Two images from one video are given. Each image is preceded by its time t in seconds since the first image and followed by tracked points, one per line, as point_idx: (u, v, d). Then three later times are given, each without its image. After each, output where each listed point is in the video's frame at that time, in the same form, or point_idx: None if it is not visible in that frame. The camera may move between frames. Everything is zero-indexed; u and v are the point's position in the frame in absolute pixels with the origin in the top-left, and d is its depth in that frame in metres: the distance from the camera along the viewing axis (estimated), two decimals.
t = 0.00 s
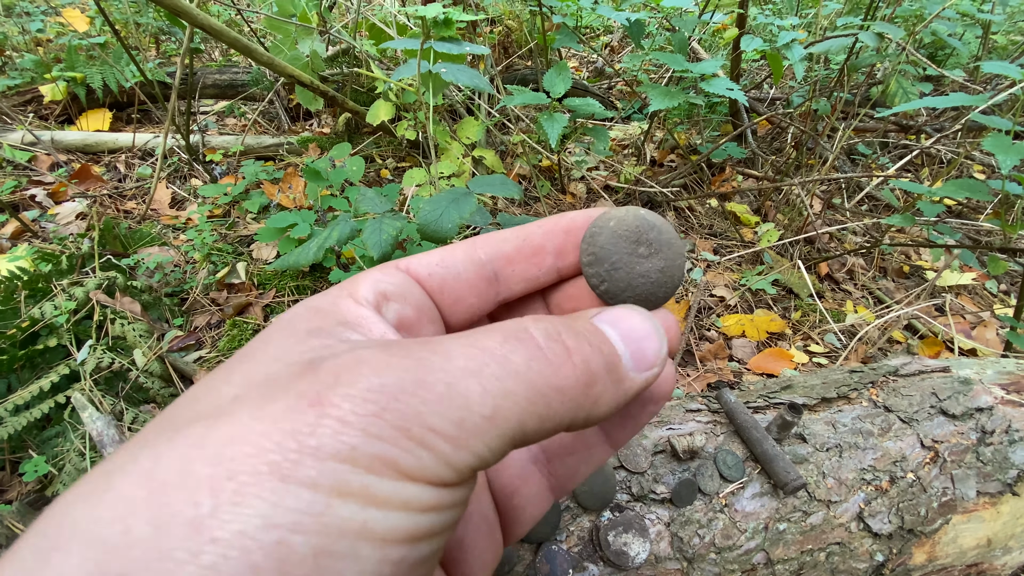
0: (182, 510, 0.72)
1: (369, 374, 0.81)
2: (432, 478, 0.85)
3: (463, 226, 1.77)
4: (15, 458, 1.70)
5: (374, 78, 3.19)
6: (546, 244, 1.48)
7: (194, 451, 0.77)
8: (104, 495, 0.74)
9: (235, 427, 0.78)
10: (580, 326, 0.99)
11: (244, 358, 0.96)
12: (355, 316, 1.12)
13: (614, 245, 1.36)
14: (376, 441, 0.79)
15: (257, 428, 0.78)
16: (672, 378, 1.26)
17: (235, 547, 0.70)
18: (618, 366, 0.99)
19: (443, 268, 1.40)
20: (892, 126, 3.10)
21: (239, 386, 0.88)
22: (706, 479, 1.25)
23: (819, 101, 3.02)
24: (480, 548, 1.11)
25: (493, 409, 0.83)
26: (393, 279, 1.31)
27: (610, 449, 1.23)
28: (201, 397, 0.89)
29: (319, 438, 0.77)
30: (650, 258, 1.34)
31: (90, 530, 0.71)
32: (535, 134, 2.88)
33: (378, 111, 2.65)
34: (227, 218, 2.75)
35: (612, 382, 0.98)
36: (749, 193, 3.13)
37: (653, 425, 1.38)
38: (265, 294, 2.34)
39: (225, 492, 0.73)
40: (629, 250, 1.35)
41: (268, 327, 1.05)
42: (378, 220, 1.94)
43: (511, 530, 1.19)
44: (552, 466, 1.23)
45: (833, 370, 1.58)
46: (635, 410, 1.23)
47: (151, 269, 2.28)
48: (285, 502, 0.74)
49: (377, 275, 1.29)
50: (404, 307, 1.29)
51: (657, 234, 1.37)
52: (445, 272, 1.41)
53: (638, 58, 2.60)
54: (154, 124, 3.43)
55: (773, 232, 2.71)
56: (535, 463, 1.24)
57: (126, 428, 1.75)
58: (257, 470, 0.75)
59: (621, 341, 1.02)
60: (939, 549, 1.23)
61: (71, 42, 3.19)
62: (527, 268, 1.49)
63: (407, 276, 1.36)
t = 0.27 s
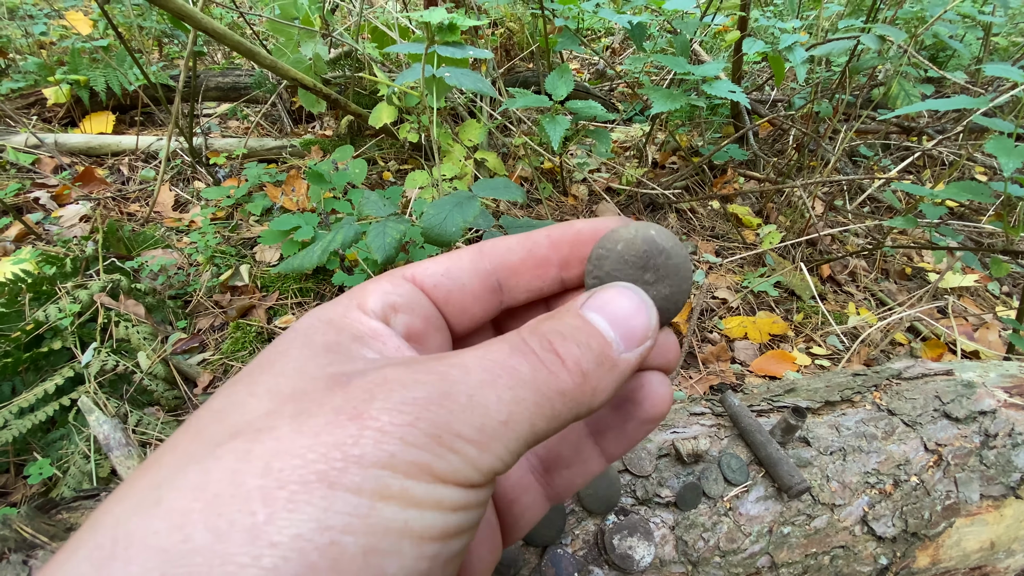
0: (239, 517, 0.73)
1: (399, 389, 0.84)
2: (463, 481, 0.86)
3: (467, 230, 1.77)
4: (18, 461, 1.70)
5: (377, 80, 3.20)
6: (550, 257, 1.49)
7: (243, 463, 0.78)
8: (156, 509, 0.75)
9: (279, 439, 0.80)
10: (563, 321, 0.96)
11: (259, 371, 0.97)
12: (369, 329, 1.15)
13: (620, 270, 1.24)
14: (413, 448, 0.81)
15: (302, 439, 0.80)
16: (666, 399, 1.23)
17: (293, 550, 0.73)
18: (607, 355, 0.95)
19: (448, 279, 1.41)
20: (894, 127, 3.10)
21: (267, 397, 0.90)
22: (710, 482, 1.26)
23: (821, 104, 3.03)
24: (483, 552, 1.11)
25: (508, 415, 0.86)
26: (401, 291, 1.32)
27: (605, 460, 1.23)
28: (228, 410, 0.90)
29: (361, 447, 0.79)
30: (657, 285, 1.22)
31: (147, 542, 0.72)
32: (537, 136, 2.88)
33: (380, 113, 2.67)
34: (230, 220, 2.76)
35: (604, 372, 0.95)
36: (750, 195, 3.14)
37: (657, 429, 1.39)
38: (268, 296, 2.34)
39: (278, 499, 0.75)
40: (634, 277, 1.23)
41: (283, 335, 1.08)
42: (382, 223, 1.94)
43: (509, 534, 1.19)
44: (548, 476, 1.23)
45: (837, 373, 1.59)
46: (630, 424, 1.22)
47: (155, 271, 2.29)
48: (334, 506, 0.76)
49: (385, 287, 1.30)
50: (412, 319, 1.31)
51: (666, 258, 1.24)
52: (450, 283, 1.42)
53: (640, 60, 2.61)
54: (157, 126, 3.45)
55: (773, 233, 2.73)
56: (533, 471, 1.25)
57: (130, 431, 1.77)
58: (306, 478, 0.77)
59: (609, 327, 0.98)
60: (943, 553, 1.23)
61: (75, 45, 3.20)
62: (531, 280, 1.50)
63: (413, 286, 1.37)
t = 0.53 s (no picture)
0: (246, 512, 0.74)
1: (403, 386, 0.84)
2: (463, 475, 0.86)
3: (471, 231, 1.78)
4: (23, 461, 1.71)
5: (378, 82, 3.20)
6: (548, 257, 1.49)
7: (248, 461, 0.79)
8: (166, 507, 0.76)
9: (284, 437, 0.80)
10: (554, 325, 0.98)
11: (262, 370, 0.97)
12: (370, 330, 1.15)
13: (612, 279, 1.22)
14: (416, 443, 0.81)
15: (306, 436, 0.80)
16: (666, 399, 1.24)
17: (299, 544, 0.73)
18: (598, 356, 0.97)
19: (449, 280, 1.42)
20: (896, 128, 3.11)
21: (270, 396, 0.90)
22: (716, 483, 1.26)
23: (822, 105, 3.03)
24: (485, 548, 1.11)
25: (507, 412, 0.87)
26: (403, 292, 1.33)
27: (603, 460, 1.24)
28: (232, 409, 0.90)
29: (365, 442, 0.79)
30: (650, 293, 1.20)
31: (157, 539, 0.73)
32: (539, 137, 2.89)
33: (382, 115, 2.67)
34: (233, 221, 2.76)
35: (596, 373, 0.97)
36: (752, 196, 3.14)
37: (662, 429, 1.39)
38: (272, 297, 2.35)
39: (283, 495, 0.75)
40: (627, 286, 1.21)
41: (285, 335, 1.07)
42: (386, 224, 1.95)
43: (509, 531, 1.19)
44: (548, 475, 1.24)
45: (841, 373, 1.59)
46: (629, 425, 1.23)
47: (158, 272, 2.30)
48: (338, 501, 0.77)
49: (387, 288, 1.30)
50: (414, 319, 1.31)
51: (661, 265, 1.20)
52: (451, 284, 1.42)
53: (642, 62, 2.61)
54: (160, 127, 3.45)
55: (776, 234, 2.70)
56: (533, 471, 1.25)
57: (135, 432, 1.78)
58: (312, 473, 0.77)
59: (600, 330, 0.99)
60: (947, 553, 1.23)
61: (77, 47, 3.21)
62: (531, 280, 1.50)
63: (415, 287, 1.37)
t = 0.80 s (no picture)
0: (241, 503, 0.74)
1: (398, 378, 0.85)
2: (457, 467, 0.84)
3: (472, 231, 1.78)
4: (25, 462, 1.71)
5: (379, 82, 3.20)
6: (547, 258, 1.49)
7: (246, 454, 0.79)
8: (166, 500, 0.76)
9: (281, 432, 0.81)
10: (543, 323, 1.01)
11: (264, 370, 0.98)
12: (374, 334, 1.15)
13: (600, 275, 1.24)
14: (409, 433, 0.80)
15: (302, 430, 0.80)
16: (672, 405, 1.19)
17: (291, 535, 0.73)
18: (587, 351, 0.99)
19: (452, 283, 1.42)
20: (897, 128, 3.11)
21: (272, 393, 0.91)
22: (719, 483, 1.26)
23: (823, 105, 3.02)
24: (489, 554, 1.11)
25: (500, 404, 0.87)
26: (408, 296, 1.33)
27: (610, 469, 1.21)
28: (233, 407, 0.91)
29: (359, 433, 0.79)
30: (638, 290, 1.20)
31: (155, 530, 0.73)
32: (540, 138, 2.89)
33: (383, 116, 2.67)
34: (234, 222, 2.76)
35: (585, 367, 0.99)
36: (753, 196, 3.14)
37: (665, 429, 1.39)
38: (273, 298, 2.35)
39: (278, 487, 0.75)
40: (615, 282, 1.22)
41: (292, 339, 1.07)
42: (388, 224, 1.95)
43: (514, 539, 1.19)
44: (554, 483, 1.22)
45: (843, 373, 1.59)
46: (635, 433, 1.20)
47: (160, 273, 2.30)
48: (329, 492, 0.76)
49: (392, 293, 1.30)
50: (419, 323, 1.31)
51: (649, 262, 1.20)
52: (455, 287, 1.42)
53: (643, 62, 2.60)
54: (161, 128, 3.46)
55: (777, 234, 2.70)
56: (538, 479, 1.24)
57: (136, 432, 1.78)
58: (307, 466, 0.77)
59: (587, 325, 1.02)
60: (951, 553, 1.23)
61: (78, 48, 3.22)
62: (531, 281, 1.50)
63: (419, 291, 1.37)
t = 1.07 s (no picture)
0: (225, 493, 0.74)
1: (387, 368, 0.84)
2: (447, 459, 0.83)
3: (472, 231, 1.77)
4: (25, 463, 1.70)
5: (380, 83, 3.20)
6: (563, 259, 1.43)
7: (233, 443, 0.79)
8: (153, 489, 0.76)
9: (268, 422, 0.80)
10: (539, 316, 1.01)
11: (261, 365, 0.98)
12: (374, 328, 1.16)
13: (601, 265, 1.23)
14: (397, 423, 0.79)
15: (289, 421, 0.80)
16: (681, 405, 1.20)
17: (273, 525, 0.72)
18: (585, 342, 0.99)
19: (460, 283, 1.41)
20: (897, 128, 3.10)
21: (263, 386, 0.90)
22: (720, 484, 1.25)
23: (824, 105, 3.02)
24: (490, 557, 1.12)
25: (493, 395, 0.87)
26: (411, 293, 1.32)
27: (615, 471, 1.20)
28: (227, 400, 0.90)
29: (345, 424, 0.78)
30: (638, 279, 1.18)
31: (141, 519, 0.73)
32: (541, 138, 2.88)
33: (384, 116, 2.67)
34: (235, 223, 2.76)
35: (584, 358, 0.99)
36: (754, 197, 3.13)
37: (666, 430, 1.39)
38: (273, 299, 2.35)
39: (262, 477, 0.75)
40: (615, 271, 1.21)
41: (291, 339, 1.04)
42: (388, 225, 1.95)
43: (517, 543, 1.18)
44: (558, 486, 1.22)
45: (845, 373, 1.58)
46: (642, 433, 1.20)
47: (160, 274, 2.30)
48: (312, 483, 0.75)
49: (396, 290, 1.30)
50: (421, 321, 1.31)
51: (650, 252, 1.19)
52: (460, 287, 1.42)
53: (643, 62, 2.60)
54: (162, 130, 3.46)
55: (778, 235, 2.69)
56: (543, 482, 1.25)
57: (137, 433, 1.77)
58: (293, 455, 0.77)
59: (585, 317, 1.02)
60: (954, 554, 1.22)
61: (79, 49, 3.22)
62: (545, 283, 1.45)
63: (424, 290, 1.37)
